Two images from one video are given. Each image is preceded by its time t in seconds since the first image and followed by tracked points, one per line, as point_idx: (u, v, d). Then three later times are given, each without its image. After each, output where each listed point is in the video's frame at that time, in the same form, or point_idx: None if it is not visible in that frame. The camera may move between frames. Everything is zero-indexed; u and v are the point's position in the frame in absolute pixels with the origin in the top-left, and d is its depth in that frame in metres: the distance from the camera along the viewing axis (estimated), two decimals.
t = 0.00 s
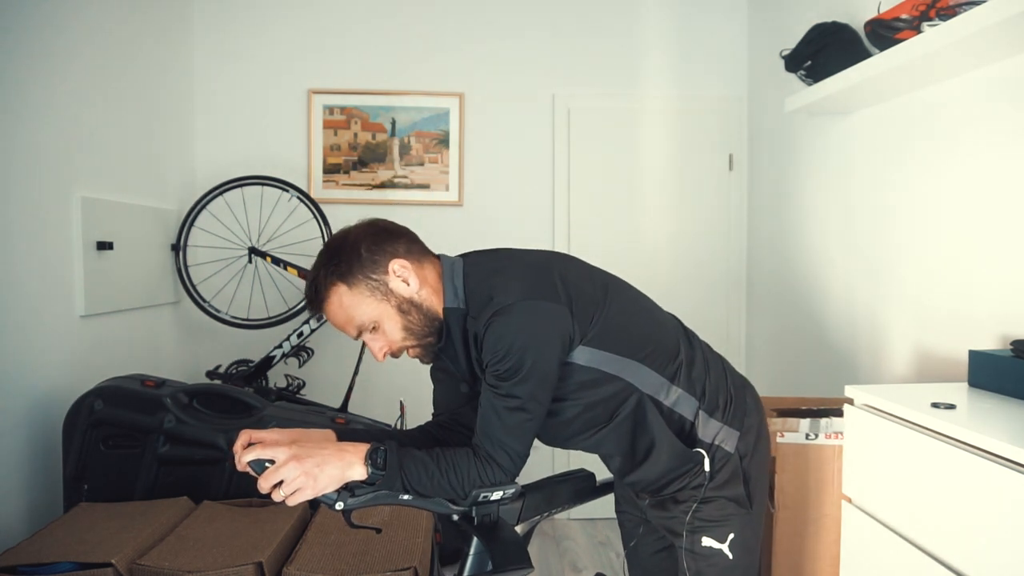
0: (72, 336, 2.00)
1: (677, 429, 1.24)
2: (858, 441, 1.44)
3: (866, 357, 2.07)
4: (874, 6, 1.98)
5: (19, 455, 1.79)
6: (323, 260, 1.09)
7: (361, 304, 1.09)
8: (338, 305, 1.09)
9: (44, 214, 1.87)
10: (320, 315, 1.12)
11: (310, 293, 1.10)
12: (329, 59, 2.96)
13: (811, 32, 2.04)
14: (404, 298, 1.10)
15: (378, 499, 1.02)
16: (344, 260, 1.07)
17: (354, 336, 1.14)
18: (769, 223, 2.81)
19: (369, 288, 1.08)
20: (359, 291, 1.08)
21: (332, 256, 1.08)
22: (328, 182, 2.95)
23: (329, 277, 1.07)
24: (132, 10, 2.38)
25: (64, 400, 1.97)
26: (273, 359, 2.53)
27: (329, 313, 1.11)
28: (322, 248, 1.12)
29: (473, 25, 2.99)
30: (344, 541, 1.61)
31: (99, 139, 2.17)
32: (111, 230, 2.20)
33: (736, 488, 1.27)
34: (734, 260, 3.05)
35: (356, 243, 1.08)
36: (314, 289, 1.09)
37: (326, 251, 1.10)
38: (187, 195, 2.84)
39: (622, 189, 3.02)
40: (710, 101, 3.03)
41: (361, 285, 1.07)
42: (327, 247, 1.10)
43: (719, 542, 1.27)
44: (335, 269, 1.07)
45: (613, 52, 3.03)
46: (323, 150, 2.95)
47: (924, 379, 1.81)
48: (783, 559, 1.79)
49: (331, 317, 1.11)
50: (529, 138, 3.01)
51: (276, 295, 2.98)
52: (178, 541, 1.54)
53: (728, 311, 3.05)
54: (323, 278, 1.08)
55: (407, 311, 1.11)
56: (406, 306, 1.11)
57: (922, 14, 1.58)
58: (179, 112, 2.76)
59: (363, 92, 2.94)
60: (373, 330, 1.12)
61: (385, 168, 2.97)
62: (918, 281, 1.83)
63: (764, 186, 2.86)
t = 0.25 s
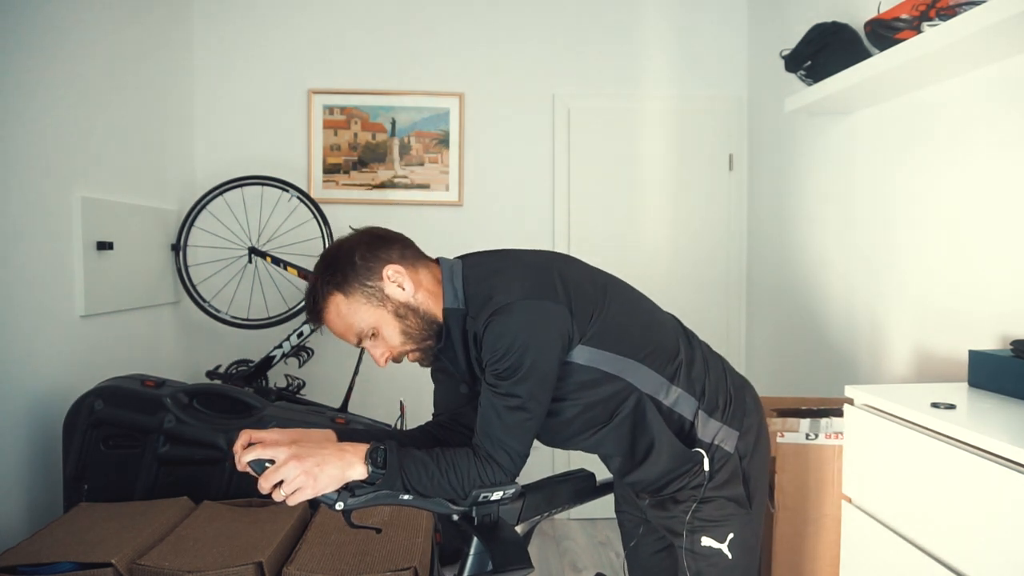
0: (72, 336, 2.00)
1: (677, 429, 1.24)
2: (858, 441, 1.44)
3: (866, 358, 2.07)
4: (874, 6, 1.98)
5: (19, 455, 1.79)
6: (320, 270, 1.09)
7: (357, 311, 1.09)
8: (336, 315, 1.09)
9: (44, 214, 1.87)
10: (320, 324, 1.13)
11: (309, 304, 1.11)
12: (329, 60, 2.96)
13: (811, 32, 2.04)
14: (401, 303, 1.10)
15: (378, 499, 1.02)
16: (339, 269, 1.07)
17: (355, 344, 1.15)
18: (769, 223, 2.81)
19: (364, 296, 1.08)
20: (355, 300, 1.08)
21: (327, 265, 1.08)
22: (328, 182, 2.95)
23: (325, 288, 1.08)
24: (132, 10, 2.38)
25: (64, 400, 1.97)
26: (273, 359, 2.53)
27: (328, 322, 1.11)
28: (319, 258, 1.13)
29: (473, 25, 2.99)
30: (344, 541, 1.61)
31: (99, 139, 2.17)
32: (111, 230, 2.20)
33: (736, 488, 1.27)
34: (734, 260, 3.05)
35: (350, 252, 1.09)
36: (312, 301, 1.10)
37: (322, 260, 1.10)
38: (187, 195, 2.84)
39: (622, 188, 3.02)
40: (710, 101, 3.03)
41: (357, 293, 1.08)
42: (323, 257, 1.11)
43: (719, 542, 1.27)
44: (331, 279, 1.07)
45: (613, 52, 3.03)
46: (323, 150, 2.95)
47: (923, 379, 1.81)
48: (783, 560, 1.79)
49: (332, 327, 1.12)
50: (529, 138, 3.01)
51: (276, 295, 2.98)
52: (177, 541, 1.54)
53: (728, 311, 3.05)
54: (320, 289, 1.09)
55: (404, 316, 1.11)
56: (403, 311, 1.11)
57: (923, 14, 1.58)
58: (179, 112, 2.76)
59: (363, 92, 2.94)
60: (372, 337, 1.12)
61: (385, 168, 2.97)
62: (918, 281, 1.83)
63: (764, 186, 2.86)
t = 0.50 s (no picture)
0: (72, 336, 2.00)
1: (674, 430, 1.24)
2: (858, 441, 1.44)
3: (866, 358, 2.07)
4: (873, 6, 1.98)
5: (19, 455, 1.79)
6: (314, 276, 1.10)
7: (353, 316, 1.09)
8: (333, 320, 1.10)
9: (45, 214, 1.87)
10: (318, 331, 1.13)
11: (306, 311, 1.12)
12: (329, 59, 2.96)
13: (811, 32, 2.04)
14: (396, 305, 1.10)
15: (378, 499, 1.02)
16: (333, 275, 1.08)
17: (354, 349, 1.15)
18: (769, 223, 2.81)
19: (359, 300, 1.08)
20: (350, 304, 1.08)
21: (322, 271, 1.09)
22: (328, 182, 2.95)
23: (320, 295, 1.08)
24: (132, 10, 2.38)
25: (64, 400, 1.97)
26: (273, 359, 2.53)
27: (326, 328, 1.12)
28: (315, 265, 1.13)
29: (473, 25, 2.99)
30: (344, 541, 1.61)
31: (99, 139, 2.17)
32: (111, 230, 2.20)
33: (733, 489, 1.27)
34: (734, 260, 3.05)
35: (344, 257, 1.09)
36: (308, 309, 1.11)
37: (317, 266, 1.11)
38: (187, 195, 2.84)
39: (622, 188, 3.02)
40: (710, 101, 3.03)
41: (352, 298, 1.08)
42: (318, 263, 1.11)
43: (717, 542, 1.27)
44: (326, 286, 1.08)
45: (613, 52, 3.03)
46: (323, 150, 2.95)
47: (924, 379, 1.81)
48: (784, 560, 1.79)
49: (329, 333, 1.13)
50: (529, 138, 3.01)
51: (276, 295, 2.98)
52: (177, 541, 1.54)
53: (729, 311, 3.06)
54: (316, 296, 1.09)
55: (400, 318, 1.11)
56: (398, 313, 1.11)
57: (923, 14, 1.58)
58: (179, 111, 2.76)
59: (363, 92, 2.94)
60: (370, 340, 1.13)
61: (385, 168, 2.97)
62: (918, 282, 1.83)
63: (764, 186, 2.86)
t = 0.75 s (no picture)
0: (72, 336, 2.00)
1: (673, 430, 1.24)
2: (858, 441, 1.44)
3: (866, 358, 2.07)
4: (873, 6, 1.98)
5: (19, 455, 1.79)
6: (313, 273, 1.10)
7: (352, 313, 1.09)
8: (331, 317, 1.10)
9: (45, 214, 1.88)
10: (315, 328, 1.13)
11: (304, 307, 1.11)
12: (329, 59, 2.96)
13: (811, 32, 2.04)
14: (395, 303, 1.10)
15: (377, 500, 1.02)
16: (333, 271, 1.08)
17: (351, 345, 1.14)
18: (770, 223, 2.81)
19: (359, 297, 1.08)
20: (349, 301, 1.08)
21: (321, 267, 1.09)
22: (328, 182, 2.95)
23: (320, 290, 1.08)
24: (132, 10, 2.38)
25: (64, 400, 1.97)
26: (273, 359, 2.53)
27: (323, 325, 1.12)
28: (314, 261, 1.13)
29: (473, 25, 2.98)
30: (344, 541, 1.61)
31: (99, 138, 2.17)
32: (111, 230, 2.20)
33: (733, 489, 1.27)
34: (734, 260, 3.05)
35: (343, 253, 1.09)
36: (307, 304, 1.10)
37: (317, 262, 1.11)
38: (187, 195, 2.84)
39: (621, 188, 3.02)
40: (710, 101, 3.03)
41: (351, 295, 1.08)
42: (318, 259, 1.11)
43: (716, 542, 1.28)
44: (325, 283, 1.08)
45: (613, 52, 3.03)
46: (323, 150, 2.95)
47: (924, 379, 1.81)
48: (784, 560, 1.79)
49: (327, 330, 1.12)
50: (529, 138, 3.01)
51: (275, 295, 2.98)
52: (177, 541, 1.54)
53: (728, 311, 3.06)
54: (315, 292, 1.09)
55: (399, 316, 1.11)
56: (397, 311, 1.11)
57: (922, 14, 1.58)
58: (179, 111, 2.76)
59: (363, 92, 2.94)
60: (368, 338, 1.12)
61: (385, 168, 2.97)
62: (918, 282, 1.83)
63: (764, 186, 2.86)
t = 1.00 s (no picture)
0: (72, 336, 2.00)
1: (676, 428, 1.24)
2: (858, 441, 1.44)
3: (866, 358, 2.07)
4: (873, 6, 1.98)
5: (19, 455, 1.79)
6: (335, 232, 1.07)
7: (369, 279, 1.07)
8: (345, 279, 1.07)
9: (45, 213, 1.88)
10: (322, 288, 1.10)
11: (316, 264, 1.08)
12: (329, 60, 2.96)
13: (811, 32, 2.04)
14: (413, 280, 1.10)
15: (375, 499, 1.03)
16: (357, 233, 1.06)
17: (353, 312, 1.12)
18: (770, 223, 2.81)
19: (379, 265, 1.07)
20: (369, 267, 1.07)
21: (344, 226, 1.07)
22: (328, 182, 2.95)
23: (342, 247, 1.05)
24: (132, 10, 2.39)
25: (64, 400, 1.97)
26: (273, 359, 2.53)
27: (332, 287, 1.09)
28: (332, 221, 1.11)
29: (472, 25, 2.99)
30: (344, 541, 1.61)
31: (99, 139, 2.17)
32: (112, 230, 2.20)
33: (734, 487, 1.27)
34: (734, 260, 3.05)
35: (368, 217, 1.08)
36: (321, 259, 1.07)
37: (338, 222, 1.08)
38: (187, 195, 2.84)
39: (621, 188, 3.02)
40: (710, 101, 3.03)
41: (370, 261, 1.06)
42: (339, 219, 1.09)
43: (717, 540, 1.27)
44: (347, 243, 1.06)
45: (613, 52, 3.03)
46: (323, 150, 2.95)
47: (923, 379, 1.81)
48: (784, 560, 1.79)
49: (334, 292, 1.09)
50: (529, 138, 3.01)
51: (276, 295, 2.98)
52: (177, 541, 1.54)
53: (729, 311, 3.05)
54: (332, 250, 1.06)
55: (413, 293, 1.10)
56: (413, 288, 1.10)
57: (922, 14, 1.58)
58: (179, 111, 2.76)
59: (363, 93, 2.94)
60: (375, 308, 1.10)
61: (385, 168, 2.97)
62: (918, 282, 1.83)
63: (764, 186, 2.86)
